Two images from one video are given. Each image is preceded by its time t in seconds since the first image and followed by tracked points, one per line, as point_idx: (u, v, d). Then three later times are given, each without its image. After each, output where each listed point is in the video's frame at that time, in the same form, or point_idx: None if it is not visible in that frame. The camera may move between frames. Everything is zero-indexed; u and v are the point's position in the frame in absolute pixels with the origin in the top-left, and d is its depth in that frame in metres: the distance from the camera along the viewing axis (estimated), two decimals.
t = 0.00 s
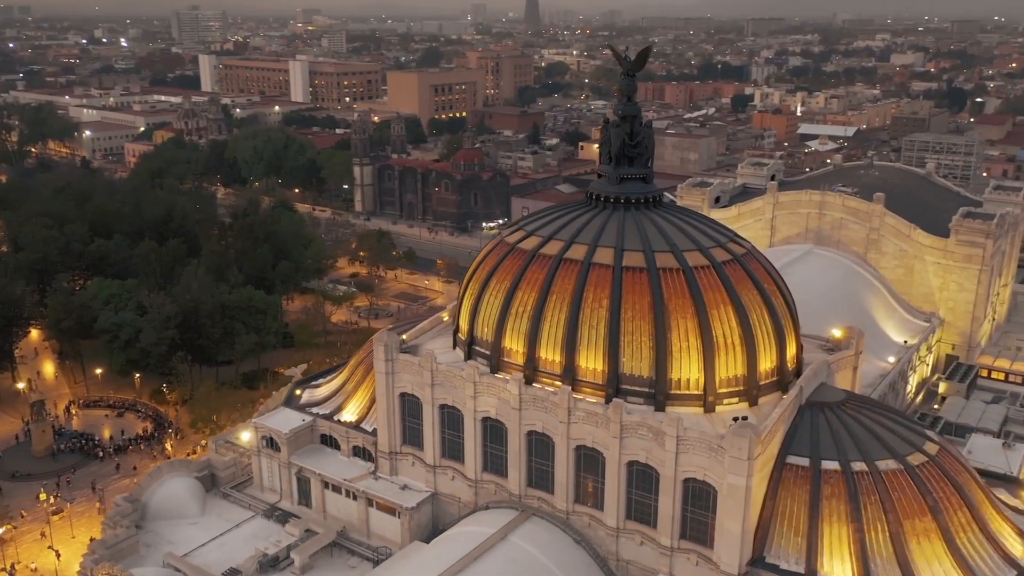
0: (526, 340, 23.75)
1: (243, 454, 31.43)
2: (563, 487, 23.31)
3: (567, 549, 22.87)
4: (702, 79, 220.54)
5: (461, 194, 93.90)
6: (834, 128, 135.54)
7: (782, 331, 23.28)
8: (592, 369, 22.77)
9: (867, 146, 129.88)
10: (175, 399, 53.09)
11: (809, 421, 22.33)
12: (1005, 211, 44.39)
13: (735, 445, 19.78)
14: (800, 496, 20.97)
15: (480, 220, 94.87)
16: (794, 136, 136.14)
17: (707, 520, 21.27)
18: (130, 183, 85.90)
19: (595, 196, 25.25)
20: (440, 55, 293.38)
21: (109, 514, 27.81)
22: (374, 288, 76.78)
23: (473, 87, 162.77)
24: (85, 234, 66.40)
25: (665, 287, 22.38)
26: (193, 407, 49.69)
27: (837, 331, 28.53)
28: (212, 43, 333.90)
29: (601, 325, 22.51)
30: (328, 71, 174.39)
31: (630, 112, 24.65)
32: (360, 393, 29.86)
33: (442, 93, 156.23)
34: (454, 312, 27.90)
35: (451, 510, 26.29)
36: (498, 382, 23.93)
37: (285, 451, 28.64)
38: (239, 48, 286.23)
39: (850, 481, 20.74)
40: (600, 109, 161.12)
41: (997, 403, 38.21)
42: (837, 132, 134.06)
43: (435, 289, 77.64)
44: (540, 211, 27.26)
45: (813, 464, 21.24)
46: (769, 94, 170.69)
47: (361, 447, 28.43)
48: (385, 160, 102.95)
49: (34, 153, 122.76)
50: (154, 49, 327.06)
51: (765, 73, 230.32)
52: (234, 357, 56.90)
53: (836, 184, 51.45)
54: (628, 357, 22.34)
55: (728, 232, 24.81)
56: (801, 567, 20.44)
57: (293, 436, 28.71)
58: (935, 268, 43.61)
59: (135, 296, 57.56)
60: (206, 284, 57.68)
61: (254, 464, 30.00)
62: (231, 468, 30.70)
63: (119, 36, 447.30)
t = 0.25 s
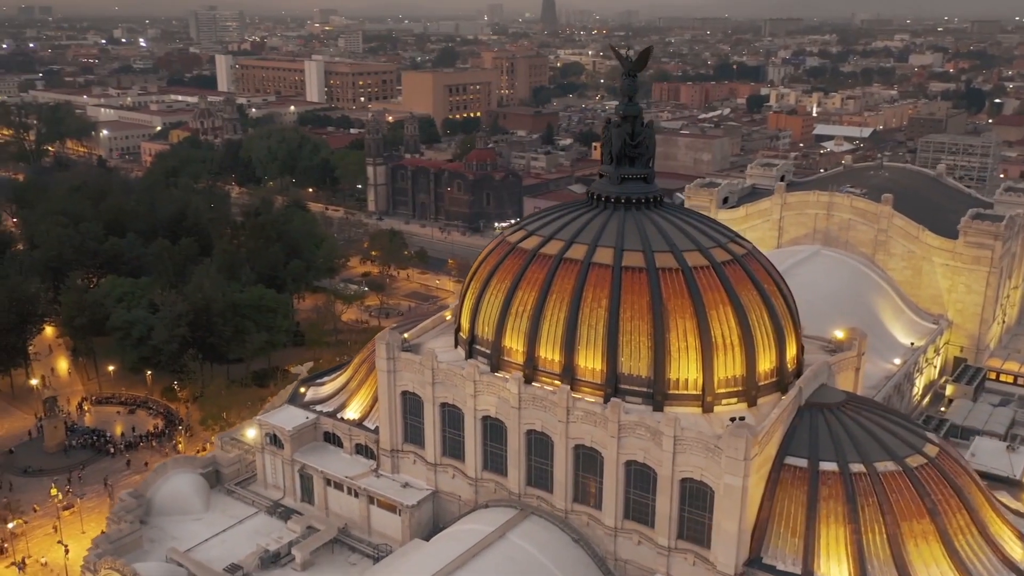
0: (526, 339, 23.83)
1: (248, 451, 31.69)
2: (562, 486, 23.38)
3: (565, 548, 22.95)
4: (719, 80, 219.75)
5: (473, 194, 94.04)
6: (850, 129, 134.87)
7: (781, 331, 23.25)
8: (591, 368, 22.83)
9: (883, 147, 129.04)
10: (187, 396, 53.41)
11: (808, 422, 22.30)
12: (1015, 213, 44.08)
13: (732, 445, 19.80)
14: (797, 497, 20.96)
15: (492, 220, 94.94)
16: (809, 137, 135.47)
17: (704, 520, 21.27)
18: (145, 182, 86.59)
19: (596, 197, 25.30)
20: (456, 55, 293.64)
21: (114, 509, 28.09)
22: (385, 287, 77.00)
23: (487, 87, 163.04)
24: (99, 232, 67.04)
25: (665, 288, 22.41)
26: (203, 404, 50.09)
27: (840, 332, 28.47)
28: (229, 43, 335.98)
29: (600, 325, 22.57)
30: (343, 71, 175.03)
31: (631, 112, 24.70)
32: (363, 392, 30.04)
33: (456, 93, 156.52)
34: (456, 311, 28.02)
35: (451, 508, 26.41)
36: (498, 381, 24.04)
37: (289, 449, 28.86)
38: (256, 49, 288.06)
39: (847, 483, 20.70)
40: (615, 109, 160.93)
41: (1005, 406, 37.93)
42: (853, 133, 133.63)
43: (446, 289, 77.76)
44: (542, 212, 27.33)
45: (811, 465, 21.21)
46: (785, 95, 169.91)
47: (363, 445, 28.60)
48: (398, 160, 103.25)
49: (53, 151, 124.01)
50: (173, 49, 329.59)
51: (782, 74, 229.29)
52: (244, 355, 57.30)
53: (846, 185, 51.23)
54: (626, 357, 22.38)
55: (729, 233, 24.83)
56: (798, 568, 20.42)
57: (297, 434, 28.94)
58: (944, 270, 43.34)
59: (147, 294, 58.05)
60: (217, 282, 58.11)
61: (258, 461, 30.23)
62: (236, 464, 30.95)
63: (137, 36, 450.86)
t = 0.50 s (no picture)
0: (526, 338, 23.91)
1: (253, 448, 31.94)
2: (561, 486, 23.46)
3: (563, 547, 23.03)
4: (735, 80, 218.90)
5: (486, 194, 94.08)
6: (866, 130, 134.11)
7: (780, 332, 23.23)
8: (590, 368, 22.89)
9: (899, 148, 128.09)
10: (197, 393, 53.44)
11: (807, 423, 22.27)
12: None
13: (728, 446, 19.81)
14: (795, 498, 20.95)
15: (504, 220, 94.94)
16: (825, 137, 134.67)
17: (701, 520, 21.29)
18: (160, 181, 87.27)
19: (597, 197, 25.35)
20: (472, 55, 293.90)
21: (120, 504, 28.36)
22: (397, 287, 77.13)
23: (502, 87, 163.16)
24: (112, 231, 67.62)
25: (664, 288, 22.44)
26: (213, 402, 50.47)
27: (843, 333, 28.38)
28: (247, 43, 338.03)
29: (599, 325, 22.62)
30: (359, 71, 175.64)
31: (631, 112, 24.75)
32: (366, 390, 30.20)
33: (470, 93, 156.74)
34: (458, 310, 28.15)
35: (451, 507, 26.54)
36: (497, 380, 24.14)
37: (292, 446, 29.08)
38: (274, 49, 289.77)
39: (845, 484, 20.68)
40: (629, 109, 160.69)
41: (1013, 410, 37.64)
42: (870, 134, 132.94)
43: (457, 288, 77.83)
44: (544, 211, 27.39)
45: (809, 466, 21.19)
46: (801, 95, 169.07)
47: (366, 443, 28.78)
48: (412, 160, 103.50)
49: (70, 150, 125.14)
50: (190, 49, 331.88)
51: (799, 74, 228.19)
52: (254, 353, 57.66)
53: (855, 186, 51.00)
54: (625, 357, 22.42)
55: (730, 233, 24.83)
56: (794, 569, 20.41)
57: (300, 431, 29.15)
58: (953, 272, 43.05)
59: (159, 292, 58.50)
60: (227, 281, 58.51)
61: (262, 458, 30.45)
62: (241, 461, 31.21)
63: (156, 36, 454.48)
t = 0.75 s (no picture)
0: (526, 337, 24.01)
1: (257, 446, 32.17)
2: (559, 485, 23.54)
3: (561, 546, 23.10)
4: (752, 81, 218.14)
5: (498, 194, 94.14)
6: (882, 132, 133.28)
7: (780, 333, 23.22)
8: (589, 368, 22.96)
9: (916, 149, 127.15)
10: (208, 391, 53.81)
11: (805, 425, 22.24)
12: None
13: (724, 446, 19.83)
14: (792, 499, 20.95)
15: (517, 220, 94.96)
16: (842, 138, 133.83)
17: (698, 521, 21.30)
18: (175, 180, 87.99)
19: (598, 197, 25.40)
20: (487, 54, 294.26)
21: (125, 499, 28.62)
22: (409, 287, 77.28)
23: (517, 87, 163.38)
24: (126, 230, 68.23)
25: (663, 288, 22.49)
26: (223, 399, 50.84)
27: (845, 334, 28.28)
28: (264, 44, 340.04)
29: (598, 324, 22.69)
30: (374, 71, 176.26)
31: (633, 112, 24.80)
32: (369, 388, 30.33)
33: (485, 93, 156.99)
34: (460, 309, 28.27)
35: (452, 505, 26.66)
36: (497, 379, 24.24)
37: (295, 443, 29.30)
38: (291, 49, 291.44)
39: (842, 486, 20.65)
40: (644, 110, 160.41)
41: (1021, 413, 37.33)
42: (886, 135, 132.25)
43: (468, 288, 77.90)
44: (546, 211, 27.46)
45: (807, 467, 21.18)
46: (818, 96, 168.16)
47: (368, 441, 28.96)
48: (425, 160, 103.72)
49: (88, 149, 126.30)
50: (209, 49, 334.48)
51: (816, 74, 227.08)
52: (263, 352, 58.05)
53: (864, 187, 50.76)
54: (624, 357, 22.48)
55: (731, 234, 24.84)
56: (791, 570, 20.41)
57: (303, 429, 29.39)
58: (961, 274, 42.75)
59: (171, 290, 58.93)
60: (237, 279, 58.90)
61: (266, 455, 30.68)
62: (245, 458, 31.46)
63: (174, 36, 458.09)
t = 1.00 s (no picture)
0: (525, 337, 24.12)
1: (262, 442, 32.44)
2: (558, 483, 23.63)
3: (558, 544, 23.19)
4: (771, 81, 217.08)
5: (513, 195, 94.19)
6: (901, 133, 132.10)
7: (779, 334, 23.20)
8: (587, 367, 23.05)
9: (935, 151, 125.95)
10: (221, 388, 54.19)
11: (804, 426, 22.21)
12: None
13: (719, 446, 19.86)
14: (788, 500, 20.94)
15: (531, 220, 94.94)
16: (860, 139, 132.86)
17: (694, 520, 21.33)
18: (191, 179, 88.76)
19: (599, 197, 25.46)
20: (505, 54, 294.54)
21: (131, 493, 28.91)
22: (422, 286, 77.43)
23: (533, 87, 163.44)
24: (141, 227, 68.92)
25: (661, 288, 22.54)
26: (234, 397, 51.27)
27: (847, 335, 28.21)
28: (284, 44, 342.35)
29: (596, 324, 22.77)
30: (391, 71, 176.89)
31: (634, 113, 24.88)
32: (373, 386, 30.51)
33: (502, 93, 157.16)
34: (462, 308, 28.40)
35: (452, 503, 26.80)
36: (496, 378, 24.35)
37: (299, 440, 29.56)
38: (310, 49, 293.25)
39: (839, 487, 20.61)
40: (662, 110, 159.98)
41: None
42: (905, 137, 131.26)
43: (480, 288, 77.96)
44: (548, 212, 27.54)
45: (804, 468, 21.16)
46: (837, 96, 167.00)
47: (371, 439, 29.15)
48: (440, 160, 103.95)
49: (107, 148, 127.63)
50: (229, 49, 337.14)
51: (835, 75, 225.68)
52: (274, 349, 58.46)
53: (874, 189, 50.49)
54: (621, 356, 22.54)
55: (731, 235, 24.84)
56: (786, 571, 20.41)
57: (306, 426, 29.64)
58: (971, 276, 42.40)
59: (184, 288, 59.44)
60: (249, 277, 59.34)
61: (271, 451, 30.95)
62: (250, 454, 31.75)
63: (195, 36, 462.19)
